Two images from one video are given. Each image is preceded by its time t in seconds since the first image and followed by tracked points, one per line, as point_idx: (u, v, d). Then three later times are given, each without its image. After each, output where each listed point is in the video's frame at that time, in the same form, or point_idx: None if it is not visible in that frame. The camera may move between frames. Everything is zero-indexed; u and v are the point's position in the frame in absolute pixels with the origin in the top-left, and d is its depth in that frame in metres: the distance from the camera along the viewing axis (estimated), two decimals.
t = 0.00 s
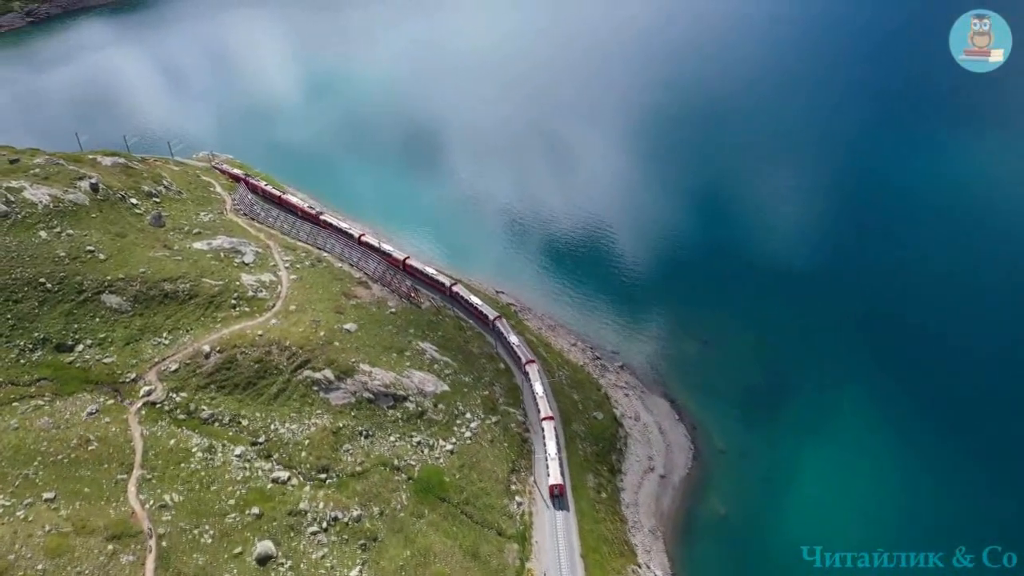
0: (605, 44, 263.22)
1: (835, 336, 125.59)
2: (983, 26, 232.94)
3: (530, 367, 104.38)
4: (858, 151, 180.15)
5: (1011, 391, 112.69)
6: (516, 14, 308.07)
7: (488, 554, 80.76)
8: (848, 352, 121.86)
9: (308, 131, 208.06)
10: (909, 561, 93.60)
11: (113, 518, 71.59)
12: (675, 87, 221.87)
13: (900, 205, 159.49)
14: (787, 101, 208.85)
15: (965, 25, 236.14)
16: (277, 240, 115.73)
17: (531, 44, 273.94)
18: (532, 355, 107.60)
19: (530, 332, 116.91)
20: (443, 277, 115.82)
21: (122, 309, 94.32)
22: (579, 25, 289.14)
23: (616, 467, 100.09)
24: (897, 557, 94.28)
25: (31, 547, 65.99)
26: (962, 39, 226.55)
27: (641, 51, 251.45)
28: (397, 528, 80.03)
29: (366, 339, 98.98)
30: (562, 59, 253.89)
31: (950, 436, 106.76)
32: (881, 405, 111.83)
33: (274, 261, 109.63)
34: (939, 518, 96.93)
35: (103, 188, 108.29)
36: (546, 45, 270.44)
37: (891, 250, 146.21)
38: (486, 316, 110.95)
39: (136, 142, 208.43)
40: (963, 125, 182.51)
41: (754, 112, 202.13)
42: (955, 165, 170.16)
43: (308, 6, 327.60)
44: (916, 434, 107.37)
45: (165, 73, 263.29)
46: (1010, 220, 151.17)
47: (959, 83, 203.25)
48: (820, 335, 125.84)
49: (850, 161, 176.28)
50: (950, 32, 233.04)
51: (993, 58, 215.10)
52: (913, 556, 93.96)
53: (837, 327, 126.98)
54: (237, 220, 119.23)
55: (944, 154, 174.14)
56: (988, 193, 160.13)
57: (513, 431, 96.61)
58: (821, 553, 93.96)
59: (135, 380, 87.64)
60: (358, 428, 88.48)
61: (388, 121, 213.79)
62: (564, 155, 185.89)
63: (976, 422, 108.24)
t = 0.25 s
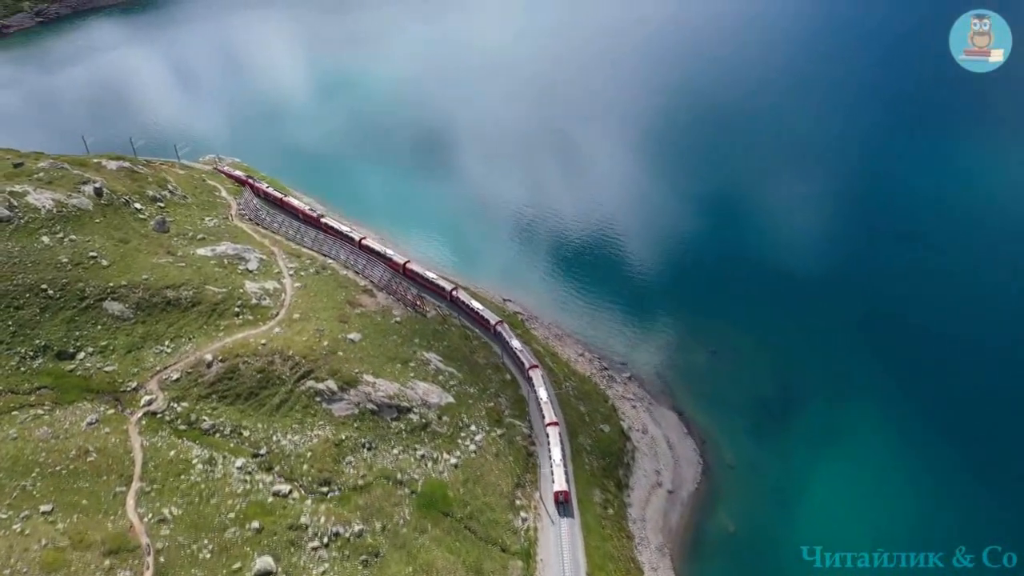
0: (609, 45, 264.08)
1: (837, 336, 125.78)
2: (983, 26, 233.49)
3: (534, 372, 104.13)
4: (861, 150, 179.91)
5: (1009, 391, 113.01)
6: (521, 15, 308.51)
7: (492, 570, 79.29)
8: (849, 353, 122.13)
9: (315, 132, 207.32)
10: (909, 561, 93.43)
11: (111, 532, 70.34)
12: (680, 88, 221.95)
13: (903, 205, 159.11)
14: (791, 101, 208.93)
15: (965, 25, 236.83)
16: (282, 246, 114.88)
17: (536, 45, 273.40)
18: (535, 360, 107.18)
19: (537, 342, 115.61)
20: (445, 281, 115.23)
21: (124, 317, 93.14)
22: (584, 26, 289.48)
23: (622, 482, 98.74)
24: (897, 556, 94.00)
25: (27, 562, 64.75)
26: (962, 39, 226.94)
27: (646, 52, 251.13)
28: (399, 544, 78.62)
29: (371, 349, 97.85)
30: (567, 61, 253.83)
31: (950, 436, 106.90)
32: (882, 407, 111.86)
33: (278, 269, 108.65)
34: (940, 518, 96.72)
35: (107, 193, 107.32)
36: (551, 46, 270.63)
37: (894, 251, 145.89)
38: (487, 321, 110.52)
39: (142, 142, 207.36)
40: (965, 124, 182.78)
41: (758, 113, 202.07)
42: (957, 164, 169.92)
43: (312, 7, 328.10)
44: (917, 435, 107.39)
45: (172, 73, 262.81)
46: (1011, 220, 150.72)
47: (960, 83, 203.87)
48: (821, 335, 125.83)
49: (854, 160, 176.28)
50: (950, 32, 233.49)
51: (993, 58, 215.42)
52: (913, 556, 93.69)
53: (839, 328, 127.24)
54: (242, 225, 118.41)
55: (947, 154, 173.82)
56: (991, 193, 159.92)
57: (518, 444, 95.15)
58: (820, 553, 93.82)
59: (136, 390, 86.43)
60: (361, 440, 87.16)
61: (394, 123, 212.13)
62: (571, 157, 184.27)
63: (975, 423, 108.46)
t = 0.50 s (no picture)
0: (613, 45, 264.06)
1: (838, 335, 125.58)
2: (983, 26, 231.57)
3: (538, 378, 102.96)
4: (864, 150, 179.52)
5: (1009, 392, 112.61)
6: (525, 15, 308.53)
7: None
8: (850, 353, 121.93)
9: (322, 133, 206.40)
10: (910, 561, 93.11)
11: (108, 546, 69.17)
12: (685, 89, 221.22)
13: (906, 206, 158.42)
14: (796, 101, 208.32)
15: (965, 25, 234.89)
16: (287, 251, 114.07)
17: (542, 46, 272.87)
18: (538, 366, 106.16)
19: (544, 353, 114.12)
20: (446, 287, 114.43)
21: (127, 324, 92.04)
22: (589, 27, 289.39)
23: (630, 498, 97.15)
24: (897, 556, 93.75)
25: None
26: (962, 39, 225.79)
27: (652, 54, 250.27)
28: (401, 560, 77.12)
29: (375, 359, 96.58)
30: (573, 62, 253.45)
31: (950, 436, 106.69)
32: (882, 408, 111.73)
33: (283, 276, 107.56)
34: (940, 519, 96.49)
35: (112, 198, 106.40)
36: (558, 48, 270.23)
37: (898, 251, 145.15)
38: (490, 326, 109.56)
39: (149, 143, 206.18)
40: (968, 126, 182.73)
41: (763, 113, 201.49)
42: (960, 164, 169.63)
43: (318, 7, 328.33)
44: (917, 434, 107.24)
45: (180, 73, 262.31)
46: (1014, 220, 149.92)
47: (962, 84, 203.84)
48: (821, 334, 125.78)
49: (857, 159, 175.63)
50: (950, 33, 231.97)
51: (993, 58, 214.47)
52: (914, 556, 93.42)
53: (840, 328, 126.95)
54: (248, 230, 117.62)
55: (952, 155, 173.36)
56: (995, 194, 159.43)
57: (524, 459, 93.49)
58: (820, 553, 93.83)
59: (138, 399, 85.26)
60: (364, 453, 85.76)
61: (401, 124, 210.45)
62: (579, 160, 182.41)
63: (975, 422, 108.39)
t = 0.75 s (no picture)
0: (618, 47, 264.41)
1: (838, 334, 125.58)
2: (983, 26, 235.84)
3: (541, 383, 102.21)
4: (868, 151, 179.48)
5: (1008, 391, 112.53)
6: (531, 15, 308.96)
7: None
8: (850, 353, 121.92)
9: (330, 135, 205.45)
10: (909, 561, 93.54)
11: (105, 561, 67.92)
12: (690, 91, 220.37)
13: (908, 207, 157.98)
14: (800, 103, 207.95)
15: (965, 25, 238.16)
16: (292, 257, 112.95)
17: (548, 48, 272.59)
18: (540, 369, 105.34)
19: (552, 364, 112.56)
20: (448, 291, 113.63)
21: (129, 331, 90.86)
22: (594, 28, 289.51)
23: (637, 515, 95.50)
24: (897, 556, 93.99)
25: None
26: (963, 38, 227.89)
27: (658, 57, 249.78)
28: None
29: (379, 369, 95.33)
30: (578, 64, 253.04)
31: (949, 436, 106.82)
32: (881, 408, 111.90)
33: (288, 283, 106.34)
34: (939, 519, 96.76)
35: (117, 202, 105.41)
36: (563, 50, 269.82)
37: (900, 251, 144.89)
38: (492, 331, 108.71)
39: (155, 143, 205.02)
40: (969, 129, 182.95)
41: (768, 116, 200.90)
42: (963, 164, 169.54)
43: (324, 8, 328.71)
44: (916, 434, 107.56)
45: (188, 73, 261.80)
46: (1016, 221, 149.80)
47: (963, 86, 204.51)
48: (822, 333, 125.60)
49: (861, 161, 175.30)
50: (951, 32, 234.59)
51: (993, 58, 216.81)
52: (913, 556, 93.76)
53: (841, 327, 126.69)
54: (253, 235, 116.52)
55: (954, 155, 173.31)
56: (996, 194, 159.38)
57: (531, 473, 91.84)
58: (820, 553, 94.20)
59: (138, 409, 83.99)
60: (367, 466, 84.41)
61: (409, 126, 208.98)
62: (588, 163, 180.32)
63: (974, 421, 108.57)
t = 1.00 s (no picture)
0: (625, 49, 263.06)
1: (840, 333, 125.22)
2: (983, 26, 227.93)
3: (542, 388, 100.94)
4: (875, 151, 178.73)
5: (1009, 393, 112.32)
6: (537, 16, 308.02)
7: None
8: (851, 353, 121.73)
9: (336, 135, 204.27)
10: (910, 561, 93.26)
11: None
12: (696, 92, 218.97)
13: (911, 206, 156.25)
14: (807, 105, 206.57)
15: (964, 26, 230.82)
16: (296, 263, 111.82)
17: (555, 50, 271.36)
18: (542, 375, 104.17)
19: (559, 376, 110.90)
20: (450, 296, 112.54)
21: (131, 339, 89.67)
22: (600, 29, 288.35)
23: (644, 533, 93.84)
24: (897, 556, 93.85)
25: None
26: (962, 39, 221.77)
27: (665, 59, 248.44)
28: None
29: (383, 381, 94.00)
30: (585, 65, 251.79)
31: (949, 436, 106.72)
32: (881, 409, 111.90)
33: (292, 291, 105.12)
34: (940, 519, 96.58)
35: (121, 207, 104.33)
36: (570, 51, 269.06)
37: (905, 250, 143.78)
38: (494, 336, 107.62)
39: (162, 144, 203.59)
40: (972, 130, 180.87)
41: (774, 117, 199.44)
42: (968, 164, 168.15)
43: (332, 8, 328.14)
44: (916, 435, 107.54)
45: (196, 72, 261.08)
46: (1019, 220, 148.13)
47: (967, 87, 200.97)
48: (823, 333, 125.30)
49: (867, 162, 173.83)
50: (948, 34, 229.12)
51: (993, 58, 210.93)
52: (914, 556, 93.47)
53: (843, 327, 126.24)
54: (257, 241, 115.53)
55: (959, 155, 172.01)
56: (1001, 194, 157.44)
57: (536, 489, 90.25)
58: (820, 553, 94.21)
59: (139, 419, 82.74)
60: (369, 480, 83.04)
61: (416, 126, 207.78)
62: (596, 166, 178.65)
63: (972, 420, 108.66)
